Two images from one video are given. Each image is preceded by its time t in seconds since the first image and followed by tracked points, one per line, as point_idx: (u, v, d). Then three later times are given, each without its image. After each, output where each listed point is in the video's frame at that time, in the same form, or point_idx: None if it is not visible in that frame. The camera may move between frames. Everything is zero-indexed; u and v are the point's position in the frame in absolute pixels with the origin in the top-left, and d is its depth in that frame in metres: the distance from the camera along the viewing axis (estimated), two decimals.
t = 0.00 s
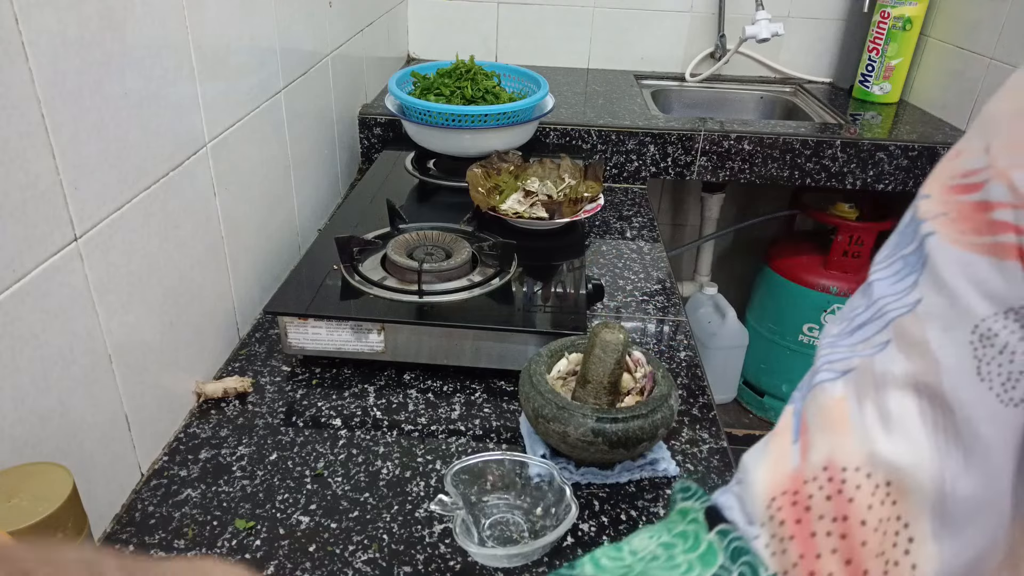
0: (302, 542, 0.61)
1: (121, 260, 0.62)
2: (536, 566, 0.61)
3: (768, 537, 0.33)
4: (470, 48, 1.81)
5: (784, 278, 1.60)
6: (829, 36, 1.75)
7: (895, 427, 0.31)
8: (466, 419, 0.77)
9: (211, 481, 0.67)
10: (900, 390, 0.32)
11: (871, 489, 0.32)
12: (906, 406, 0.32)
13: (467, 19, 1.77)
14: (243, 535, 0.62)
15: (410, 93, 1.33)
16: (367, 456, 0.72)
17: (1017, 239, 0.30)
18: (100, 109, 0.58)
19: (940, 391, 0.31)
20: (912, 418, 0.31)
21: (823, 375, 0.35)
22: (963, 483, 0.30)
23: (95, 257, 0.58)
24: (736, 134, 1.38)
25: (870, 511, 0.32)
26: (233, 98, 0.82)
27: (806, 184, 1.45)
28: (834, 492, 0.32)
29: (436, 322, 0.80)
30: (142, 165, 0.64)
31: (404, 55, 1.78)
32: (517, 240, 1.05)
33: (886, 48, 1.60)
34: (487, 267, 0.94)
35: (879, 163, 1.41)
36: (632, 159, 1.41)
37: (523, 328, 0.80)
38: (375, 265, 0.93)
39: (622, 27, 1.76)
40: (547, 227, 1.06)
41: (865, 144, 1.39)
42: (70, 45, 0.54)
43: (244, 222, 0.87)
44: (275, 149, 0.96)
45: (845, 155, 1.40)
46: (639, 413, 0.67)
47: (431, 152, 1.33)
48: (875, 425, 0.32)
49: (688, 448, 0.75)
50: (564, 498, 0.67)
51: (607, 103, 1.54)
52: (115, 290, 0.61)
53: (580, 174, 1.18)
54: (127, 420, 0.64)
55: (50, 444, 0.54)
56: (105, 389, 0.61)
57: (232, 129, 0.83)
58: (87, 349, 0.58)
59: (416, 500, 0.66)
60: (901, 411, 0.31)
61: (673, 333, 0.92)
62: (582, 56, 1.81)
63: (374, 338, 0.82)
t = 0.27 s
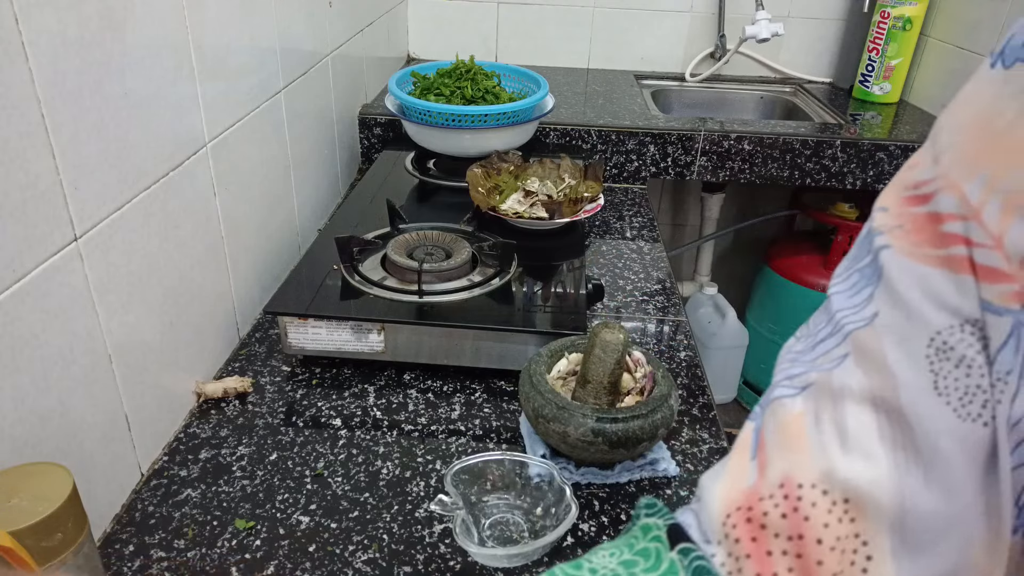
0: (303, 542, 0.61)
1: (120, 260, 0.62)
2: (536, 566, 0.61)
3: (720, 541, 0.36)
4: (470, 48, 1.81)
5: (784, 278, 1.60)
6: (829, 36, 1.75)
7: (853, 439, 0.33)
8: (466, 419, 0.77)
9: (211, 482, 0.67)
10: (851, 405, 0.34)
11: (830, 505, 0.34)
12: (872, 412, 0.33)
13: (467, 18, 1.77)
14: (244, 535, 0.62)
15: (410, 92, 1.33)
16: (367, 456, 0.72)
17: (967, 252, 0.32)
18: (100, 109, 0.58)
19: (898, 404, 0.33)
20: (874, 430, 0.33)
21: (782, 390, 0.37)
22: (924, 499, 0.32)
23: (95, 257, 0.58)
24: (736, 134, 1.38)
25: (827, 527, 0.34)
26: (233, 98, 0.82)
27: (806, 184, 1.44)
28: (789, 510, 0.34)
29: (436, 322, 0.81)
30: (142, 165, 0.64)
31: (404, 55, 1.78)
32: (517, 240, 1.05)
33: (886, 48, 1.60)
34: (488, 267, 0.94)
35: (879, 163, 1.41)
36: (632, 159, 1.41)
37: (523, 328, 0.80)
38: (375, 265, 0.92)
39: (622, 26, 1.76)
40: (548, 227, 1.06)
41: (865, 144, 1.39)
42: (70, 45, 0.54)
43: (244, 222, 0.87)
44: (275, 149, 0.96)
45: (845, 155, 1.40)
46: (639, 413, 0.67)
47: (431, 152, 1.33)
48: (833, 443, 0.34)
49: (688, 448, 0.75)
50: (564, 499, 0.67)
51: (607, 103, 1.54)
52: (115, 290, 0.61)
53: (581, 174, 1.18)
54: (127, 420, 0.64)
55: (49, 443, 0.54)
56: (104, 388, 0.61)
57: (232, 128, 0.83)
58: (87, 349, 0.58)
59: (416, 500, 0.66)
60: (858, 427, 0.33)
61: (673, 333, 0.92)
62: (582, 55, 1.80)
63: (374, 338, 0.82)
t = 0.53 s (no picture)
0: (303, 543, 0.61)
1: (119, 260, 0.62)
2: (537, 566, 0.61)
3: (705, 546, 0.43)
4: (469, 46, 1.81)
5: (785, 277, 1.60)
6: (829, 34, 1.75)
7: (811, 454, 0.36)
8: (467, 419, 0.77)
9: (212, 482, 0.67)
10: (839, 422, 0.35)
11: (807, 518, 0.36)
12: (783, 440, 0.38)
13: (467, 16, 1.77)
14: (244, 535, 0.61)
15: (410, 91, 1.32)
16: (368, 456, 0.71)
17: (954, 262, 0.33)
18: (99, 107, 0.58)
19: (880, 415, 0.34)
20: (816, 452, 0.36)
21: (768, 399, 0.41)
22: (903, 516, 0.32)
23: (95, 257, 0.58)
24: (736, 133, 1.38)
25: (805, 541, 0.36)
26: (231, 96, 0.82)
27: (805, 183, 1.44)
28: (769, 519, 0.38)
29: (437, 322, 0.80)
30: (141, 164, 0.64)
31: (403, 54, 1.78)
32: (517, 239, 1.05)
33: (886, 47, 1.60)
34: (488, 266, 0.93)
35: (878, 162, 1.41)
36: (632, 158, 1.41)
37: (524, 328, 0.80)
38: (375, 265, 0.92)
39: (622, 24, 1.75)
40: (548, 226, 1.06)
41: (864, 143, 1.39)
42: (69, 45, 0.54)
43: (243, 222, 0.87)
44: (275, 148, 0.96)
45: (844, 154, 1.40)
46: (640, 412, 0.67)
47: (431, 151, 1.33)
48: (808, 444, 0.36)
49: (689, 448, 0.74)
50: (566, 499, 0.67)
51: (607, 102, 1.54)
52: (114, 289, 0.61)
53: (580, 173, 1.17)
54: (128, 419, 0.64)
55: (49, 443, 0.54)
56: (103, 388, 0.60)
57: (231, 127, 0.82)
58: (85, 349, 0.58)
59: (417, 500, 0.66)
60: (839, 437, 0.35)
61: (674, 333, 0.92)
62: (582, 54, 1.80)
63: (375, 338, 0.82)
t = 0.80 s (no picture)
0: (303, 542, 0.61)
1: (120, 260, 0.62)
2: (536, 566, 0.61)
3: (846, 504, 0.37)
4: (470, 48, 1.81)
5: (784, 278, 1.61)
6: (829, 35, 1.74)
7: None
8: (466, 419, 0.77)
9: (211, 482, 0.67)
10: None
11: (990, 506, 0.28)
12: None
13: (467, 18, 1.77)
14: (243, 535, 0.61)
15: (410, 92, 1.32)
16: (367, 456, 0.71)
17: None
18: (100, 108, 0.58)
19: None
20: None
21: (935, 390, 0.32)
22: None
23: (95, 257, 0.58)
24: (737, 134, 1.38)
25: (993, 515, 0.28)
26: (233, 97, 0.82)
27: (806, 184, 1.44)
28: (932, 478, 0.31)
29: (436, 322, 0.80)
30: (142, 165, 0.64)
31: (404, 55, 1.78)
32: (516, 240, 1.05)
33: (886, 48, 1.60)
34: (488, 267, 0.94)
35: (879, 164, 1.40)
36: (632, 159, 1.41)
37: (523, 328, 0.80)
38: (375, 265, 0.92)
39: (623, 26, 1.75)
40: (548, 227, 1.06)
41: (865, 144, 1.39)
42: (70, 45, 0.54)
43: (243, 222, 0.87)
44: (275, 148, 0.96)
45: (845, 155, 1.40)
46: (637, 412, 0.66)
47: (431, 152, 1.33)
48: None
49: (688, 448, 0.74)
50: (564, 499, 0.67)
51: (607, 103, 1.54)
52: (115, 289, 0.61)
53: (580, 174, 1.18)
54: (127, 420, 0.64)
55: (50, 443, 0.54)
56: (104, 388, 0.61)
57: (232, 128, 0.83)
58: (86, 349, 0.58)
59: (416, 500, 0.66)
60: None
61: (674, 333, 0.92)
62: (582, 55, 1.80)
63: (374, 338, 0.82)
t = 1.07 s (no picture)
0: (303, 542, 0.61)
1: (120, 261, 0.62)
2: (536, 566, 0.61)
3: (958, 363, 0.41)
4: (470, 48, 1.81)
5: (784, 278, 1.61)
6: (829, 36, 1.74)
7: None
8: (466, 419, 0.77)
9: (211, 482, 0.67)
10: None
11: None
12: None
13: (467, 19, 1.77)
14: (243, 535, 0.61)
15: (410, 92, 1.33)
16: (367, 456, 0.71)
17: None
18: (100, 109, 0.58)
19: None
20: None
21: None
22: None
23: (95, 257, 0.58)
24: (736, 134, 1.38)
25: None
26: (233, 97, 0.82)
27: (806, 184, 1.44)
28: None
29: (436, 323, 0.80)
30: (143, 165, 0.65)
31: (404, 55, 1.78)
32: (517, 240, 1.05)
33: (886, 48, 1.60)
34: (487, 267, 0.94)
35: (879, 164, 1.40)
36: (632, 159, 1.41)
37: (523, 328, 0.80)
38: (375, 265, 0.92)
39: (623, 26, 1.75)
40: (548, 227, 1.06)
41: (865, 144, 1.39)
42: (70, 46, 0.54)
43: (244, 222, 0.87)
44: (275, 149, 0.96)
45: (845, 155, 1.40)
46: (636, 412, 0.67)
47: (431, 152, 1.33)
48: None
49: (688, 448, 0.74)
50: (564, 499, 0.67)
51: (607, 103, 1.54)
52: (115, 289, 0.61)
53: (580, 174, 1.18)
54: (127, 420, 0.64)
55: (50, 444, 0.54)
56: (104, 388, 0.61)
57: (232, 128, 0.83)
58: (86, 349, 0.58)
59: (416, 500, 0.66)
60: None
61: (674, 333, 0.92)
62: (582, 55, 1.80)
63: (374, 338, 0.82)
